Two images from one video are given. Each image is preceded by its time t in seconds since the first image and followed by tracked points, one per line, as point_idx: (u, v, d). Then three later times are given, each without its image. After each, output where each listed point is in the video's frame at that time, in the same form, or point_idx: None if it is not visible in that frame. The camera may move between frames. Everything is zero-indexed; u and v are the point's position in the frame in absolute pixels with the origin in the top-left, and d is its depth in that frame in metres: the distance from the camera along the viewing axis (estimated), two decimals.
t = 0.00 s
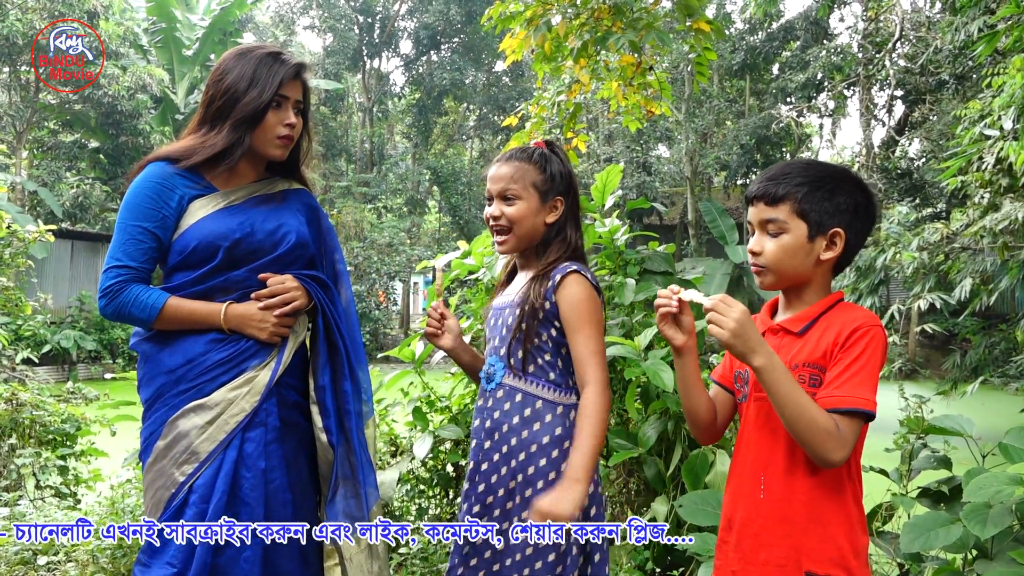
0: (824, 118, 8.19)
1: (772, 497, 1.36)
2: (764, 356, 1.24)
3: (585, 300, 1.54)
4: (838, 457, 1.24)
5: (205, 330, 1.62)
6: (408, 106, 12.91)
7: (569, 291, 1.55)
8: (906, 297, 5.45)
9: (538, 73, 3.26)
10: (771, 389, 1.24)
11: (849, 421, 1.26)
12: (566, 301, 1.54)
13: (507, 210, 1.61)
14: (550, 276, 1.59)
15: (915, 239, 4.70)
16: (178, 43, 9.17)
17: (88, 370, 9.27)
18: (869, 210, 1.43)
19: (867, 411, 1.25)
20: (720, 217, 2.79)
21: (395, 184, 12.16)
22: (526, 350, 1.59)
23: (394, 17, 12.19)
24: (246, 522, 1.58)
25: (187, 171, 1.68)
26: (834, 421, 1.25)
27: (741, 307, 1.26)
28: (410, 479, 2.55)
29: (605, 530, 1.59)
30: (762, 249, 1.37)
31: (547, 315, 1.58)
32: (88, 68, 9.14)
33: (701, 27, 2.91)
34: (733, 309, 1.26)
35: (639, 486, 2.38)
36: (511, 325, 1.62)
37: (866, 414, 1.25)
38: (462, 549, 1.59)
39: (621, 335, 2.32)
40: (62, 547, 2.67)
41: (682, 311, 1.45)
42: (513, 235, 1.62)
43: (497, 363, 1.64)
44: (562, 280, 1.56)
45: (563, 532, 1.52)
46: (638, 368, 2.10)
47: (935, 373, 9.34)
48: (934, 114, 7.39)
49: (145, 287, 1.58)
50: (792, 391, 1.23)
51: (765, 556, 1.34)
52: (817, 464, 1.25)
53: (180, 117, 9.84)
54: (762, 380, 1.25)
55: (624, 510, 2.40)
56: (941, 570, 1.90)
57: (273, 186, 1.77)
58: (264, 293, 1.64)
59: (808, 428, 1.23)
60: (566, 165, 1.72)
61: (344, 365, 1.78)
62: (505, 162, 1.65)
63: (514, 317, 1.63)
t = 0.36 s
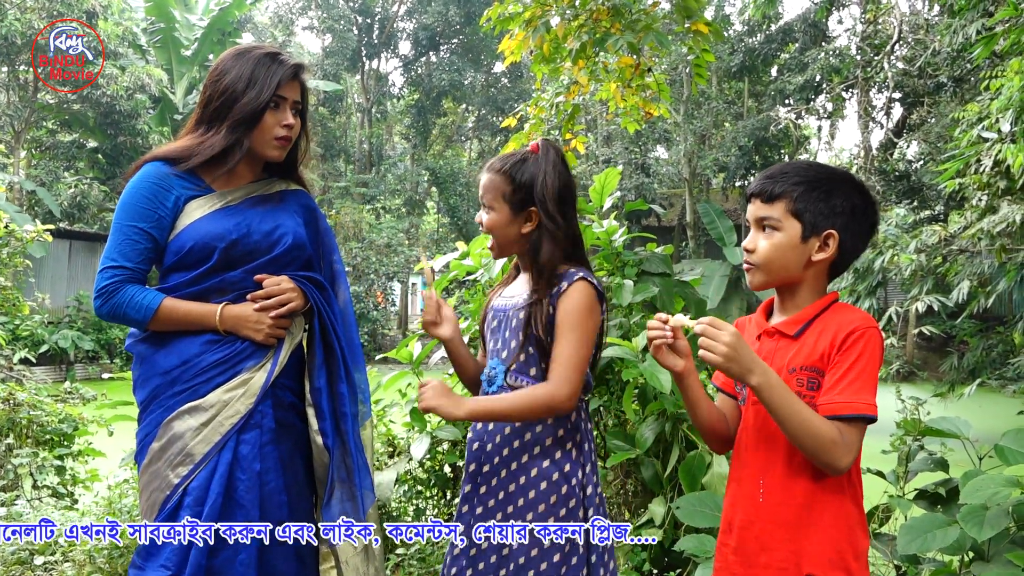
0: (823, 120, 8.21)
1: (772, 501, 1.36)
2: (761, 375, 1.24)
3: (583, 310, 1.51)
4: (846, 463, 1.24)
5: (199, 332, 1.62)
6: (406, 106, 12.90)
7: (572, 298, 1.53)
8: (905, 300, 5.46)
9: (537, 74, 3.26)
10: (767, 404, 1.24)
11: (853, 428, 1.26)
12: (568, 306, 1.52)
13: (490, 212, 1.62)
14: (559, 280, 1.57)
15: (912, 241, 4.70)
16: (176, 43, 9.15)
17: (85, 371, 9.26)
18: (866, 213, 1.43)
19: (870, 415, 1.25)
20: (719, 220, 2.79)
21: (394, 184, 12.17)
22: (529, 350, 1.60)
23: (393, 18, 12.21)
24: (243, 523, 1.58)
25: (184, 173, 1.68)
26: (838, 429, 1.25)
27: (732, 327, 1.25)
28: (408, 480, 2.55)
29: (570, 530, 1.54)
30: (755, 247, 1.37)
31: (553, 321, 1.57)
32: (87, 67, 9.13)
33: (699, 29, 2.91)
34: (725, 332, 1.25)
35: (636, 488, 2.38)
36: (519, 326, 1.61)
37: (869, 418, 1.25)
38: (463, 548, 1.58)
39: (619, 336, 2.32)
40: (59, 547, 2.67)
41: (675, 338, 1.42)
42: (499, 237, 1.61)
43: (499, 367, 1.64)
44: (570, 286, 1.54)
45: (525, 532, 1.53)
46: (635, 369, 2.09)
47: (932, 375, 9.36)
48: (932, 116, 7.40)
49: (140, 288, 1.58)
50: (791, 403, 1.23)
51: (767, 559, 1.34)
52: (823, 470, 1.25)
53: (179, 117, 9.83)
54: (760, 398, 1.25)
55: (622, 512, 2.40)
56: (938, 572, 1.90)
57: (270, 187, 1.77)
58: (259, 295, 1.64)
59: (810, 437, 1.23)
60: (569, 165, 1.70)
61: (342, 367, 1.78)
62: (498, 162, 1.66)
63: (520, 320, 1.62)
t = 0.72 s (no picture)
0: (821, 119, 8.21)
1: (777, 502, 1.36)
2: (795, 412, 1.22)
3: (556, 300, 1.51)
4: (898, 464, 1.25)
5: (199, 333, 1.62)
6: (404, 106, 12.88)
7: (540, 293, 1.52)
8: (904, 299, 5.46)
9: (535, 74, 3.26)
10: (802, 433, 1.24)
11: (882, 430, 1.26)
12: (537, 301, 1.52)
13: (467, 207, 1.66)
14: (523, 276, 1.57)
15: (911, 240, 4.71)
16: (175, 43, 9.13)
17: (84, 371, 9.25)
18: (869, 212, 1.42)
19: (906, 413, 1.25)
20: (717, 219, 2.78)
21: (392, 185, 12.19)
22: (496, 352, 1.59)
23: (391, 18, 12.21)
24: (243, 524, 1.58)
25: (182, 171, 1.68)
26: (882, 434, 1.25)
27: (753, 374, 1.23)
28: (407, 480, 2.54)
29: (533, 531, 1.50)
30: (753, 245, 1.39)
31: (521, 320, 1.55)
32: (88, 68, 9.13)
33: (697, 28, 2.91)
34: (745, 380, 1.22)
35: (635, 486, 2.37)
36: (487, 328, 1.62)
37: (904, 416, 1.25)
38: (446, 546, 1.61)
39: (618, 335, 2.30)
40: (58, 547, 2.67)
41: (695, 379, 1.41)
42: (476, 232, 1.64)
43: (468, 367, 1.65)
44: (531, 284, 1.54)
45: (488, 532, 1.53)
46: (634, 368, 2.08)
47: (931, 375, 9.37)
48: (930, 115, 7.41)
49: (138, 290, 1.58)
50: (823, 420, 1.23)
51: (771, 557, 1.34)
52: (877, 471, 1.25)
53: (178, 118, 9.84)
54: (797, 429, 1.23)
55: (621, 511, 2.39)
56: (937, 570, 1.90)
57: (270, 185, 1.77)
58: (258, 296, 1.64)
59: (853, 453, 1.23)
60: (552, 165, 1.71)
61: (342, 369, 1.78)
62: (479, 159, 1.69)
63: (488, 325, 1.63)
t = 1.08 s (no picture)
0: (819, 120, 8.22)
1: (793, 505, 1.36)
2: (842, 440, 1.24)
3: (566, 307, 1.55)
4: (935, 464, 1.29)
5: (195, 337, 1.61)
6: (402, 107, 12.88)
7: (548, 298, 1.54)
8: (901, 300, 5.47)
9: (533, 75, 3.26)
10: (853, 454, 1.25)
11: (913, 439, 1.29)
12: (545, 307, 1.54)
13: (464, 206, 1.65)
14: (526, 281, 1.58)
15: (908, 241, 4.72)
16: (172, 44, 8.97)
17: (81, 372, 9.24)
18: (879, 213, 1.42)
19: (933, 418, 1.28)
20: (715, 219, 2.78)
21: (390, 185, 12.20)
22: (494, 354, 1.58)
23: (388, 19, 12.21)
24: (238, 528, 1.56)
25: (178, 171, 1.68)
26: (915, 440, 1.28)
27: (801, 410, 1.22)
28: (405, 481, 2.54)
29: (496, 530, 1.50)
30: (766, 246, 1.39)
31: (524, 322, 1.57)
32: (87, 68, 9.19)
33: (694, 29, 2.92)
34: (793, 418, 1.22)
35: (633, 487, 2.37)
36: (486, 327, 1.61)
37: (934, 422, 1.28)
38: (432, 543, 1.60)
39: (615, 336, 2.30)
40: (56, 549, 2.66)
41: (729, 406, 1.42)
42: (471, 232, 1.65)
43: (463, 369, 1.63)
44: (541, 287, 1.55)
45: (451, 532, 1.56)
46: (631, 369, 2.08)
47: (929, 375, 9.39)
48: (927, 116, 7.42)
49: (134, 292, 1.57)
50: (871, 443, 1.25)
51: (783, 560, 1.35)
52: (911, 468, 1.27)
53: (175, 119, 9.85)
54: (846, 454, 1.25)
55: (619, 512, 2.38)
56: (934, 570, 1.91)
57: (268, 186, 1.77)
58: (259, 297, 1.64)
59: (894, 464, 1.26)
60: (539, 164, 1.72)
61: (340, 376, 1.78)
62: (472, 160, 1.69)
63: (488, 322, 1.61)
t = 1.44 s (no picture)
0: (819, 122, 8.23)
1: (809, 506, 1.35)
2: (814, 419, 1.25)
3: (576, 318, 1.54)
4: (918, 480, 1.29)
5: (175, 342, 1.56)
6: (403, 109, 12.87)
7: (563, 305, 1.54)
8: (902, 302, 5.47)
9: (534, 77, 3.27)
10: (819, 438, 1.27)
11: (914, 445, 1.28)
12: (559, 316, 1.54)
13: (494, 211, 1.60)
14: (547, 286, 1.58)
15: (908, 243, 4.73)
16: (173, 45, 9.01)
17: (82, 373, 9.25)
18: (910, 215, 1.41)
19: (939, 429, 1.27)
20: (715, 221, 2.78)
21: (391, 187, 12.20)
22: (510, 355, 1.56)
23: (389, 21, 12.21)
24: (212, 530, 1.51)
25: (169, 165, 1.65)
26: (900, 446, 1.28)
27: (778, 378, 1.25)
28: (405, 483, 2.54)
29: (459, 530, 1.50)
30: (795, 249, 1.38)
31: (541, 325, 1.56)
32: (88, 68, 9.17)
33: (695, 31, 2.92)
34: (774, 383, 1.25)
35: (633, 489, 2.36)
36: (502, 329, 1.58)
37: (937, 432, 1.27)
38: (438, 547, 1.55)
39: (616, 338, 2.31)
40: (56, 550, 2.66)
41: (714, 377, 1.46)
42: (502, 237, 1.61)
43: (475, 369, 1.59)
44: (560, 293, 1.56)
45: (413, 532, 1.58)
46: (632, 371, 2.08)
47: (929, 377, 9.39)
48: (928, 118, 7.43)
49: (116, 283, 1.55)
50: (844, 432, 1.26)
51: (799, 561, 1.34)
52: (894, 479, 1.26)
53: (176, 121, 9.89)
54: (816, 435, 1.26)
55: (620, 514, 2.39)
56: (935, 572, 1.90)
57: (263, 176, 1.70)
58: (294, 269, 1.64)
59: (875, 460, 1.25)
60: (548, 165, 1.71)
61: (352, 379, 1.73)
62: (495, 162, 1.64)
63: (506, 322, 1.58)
